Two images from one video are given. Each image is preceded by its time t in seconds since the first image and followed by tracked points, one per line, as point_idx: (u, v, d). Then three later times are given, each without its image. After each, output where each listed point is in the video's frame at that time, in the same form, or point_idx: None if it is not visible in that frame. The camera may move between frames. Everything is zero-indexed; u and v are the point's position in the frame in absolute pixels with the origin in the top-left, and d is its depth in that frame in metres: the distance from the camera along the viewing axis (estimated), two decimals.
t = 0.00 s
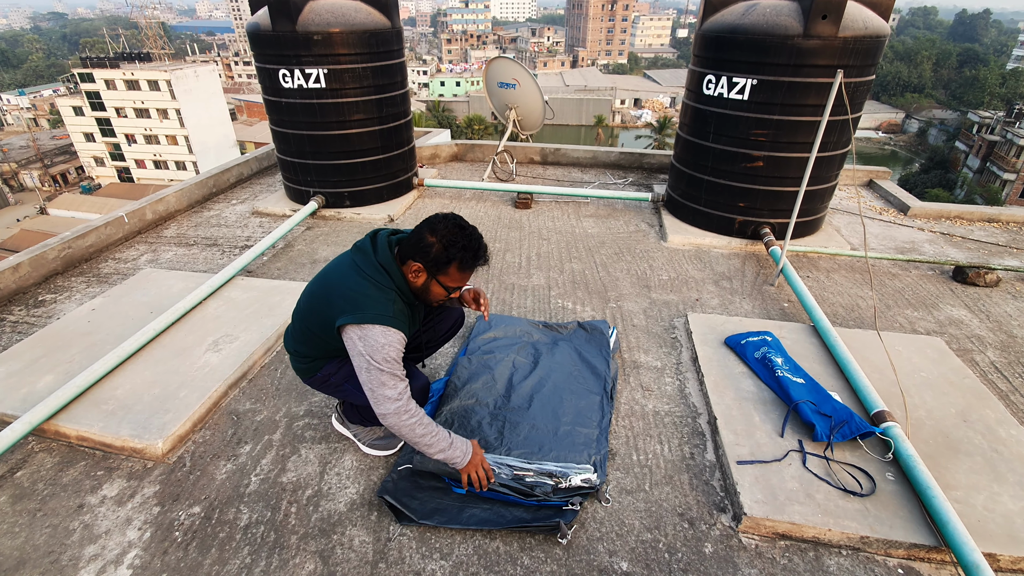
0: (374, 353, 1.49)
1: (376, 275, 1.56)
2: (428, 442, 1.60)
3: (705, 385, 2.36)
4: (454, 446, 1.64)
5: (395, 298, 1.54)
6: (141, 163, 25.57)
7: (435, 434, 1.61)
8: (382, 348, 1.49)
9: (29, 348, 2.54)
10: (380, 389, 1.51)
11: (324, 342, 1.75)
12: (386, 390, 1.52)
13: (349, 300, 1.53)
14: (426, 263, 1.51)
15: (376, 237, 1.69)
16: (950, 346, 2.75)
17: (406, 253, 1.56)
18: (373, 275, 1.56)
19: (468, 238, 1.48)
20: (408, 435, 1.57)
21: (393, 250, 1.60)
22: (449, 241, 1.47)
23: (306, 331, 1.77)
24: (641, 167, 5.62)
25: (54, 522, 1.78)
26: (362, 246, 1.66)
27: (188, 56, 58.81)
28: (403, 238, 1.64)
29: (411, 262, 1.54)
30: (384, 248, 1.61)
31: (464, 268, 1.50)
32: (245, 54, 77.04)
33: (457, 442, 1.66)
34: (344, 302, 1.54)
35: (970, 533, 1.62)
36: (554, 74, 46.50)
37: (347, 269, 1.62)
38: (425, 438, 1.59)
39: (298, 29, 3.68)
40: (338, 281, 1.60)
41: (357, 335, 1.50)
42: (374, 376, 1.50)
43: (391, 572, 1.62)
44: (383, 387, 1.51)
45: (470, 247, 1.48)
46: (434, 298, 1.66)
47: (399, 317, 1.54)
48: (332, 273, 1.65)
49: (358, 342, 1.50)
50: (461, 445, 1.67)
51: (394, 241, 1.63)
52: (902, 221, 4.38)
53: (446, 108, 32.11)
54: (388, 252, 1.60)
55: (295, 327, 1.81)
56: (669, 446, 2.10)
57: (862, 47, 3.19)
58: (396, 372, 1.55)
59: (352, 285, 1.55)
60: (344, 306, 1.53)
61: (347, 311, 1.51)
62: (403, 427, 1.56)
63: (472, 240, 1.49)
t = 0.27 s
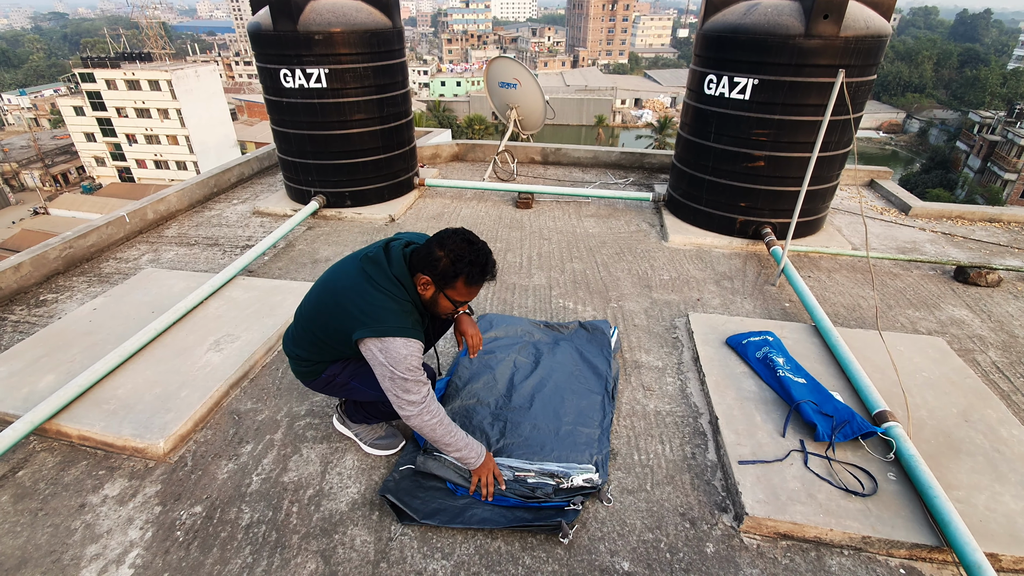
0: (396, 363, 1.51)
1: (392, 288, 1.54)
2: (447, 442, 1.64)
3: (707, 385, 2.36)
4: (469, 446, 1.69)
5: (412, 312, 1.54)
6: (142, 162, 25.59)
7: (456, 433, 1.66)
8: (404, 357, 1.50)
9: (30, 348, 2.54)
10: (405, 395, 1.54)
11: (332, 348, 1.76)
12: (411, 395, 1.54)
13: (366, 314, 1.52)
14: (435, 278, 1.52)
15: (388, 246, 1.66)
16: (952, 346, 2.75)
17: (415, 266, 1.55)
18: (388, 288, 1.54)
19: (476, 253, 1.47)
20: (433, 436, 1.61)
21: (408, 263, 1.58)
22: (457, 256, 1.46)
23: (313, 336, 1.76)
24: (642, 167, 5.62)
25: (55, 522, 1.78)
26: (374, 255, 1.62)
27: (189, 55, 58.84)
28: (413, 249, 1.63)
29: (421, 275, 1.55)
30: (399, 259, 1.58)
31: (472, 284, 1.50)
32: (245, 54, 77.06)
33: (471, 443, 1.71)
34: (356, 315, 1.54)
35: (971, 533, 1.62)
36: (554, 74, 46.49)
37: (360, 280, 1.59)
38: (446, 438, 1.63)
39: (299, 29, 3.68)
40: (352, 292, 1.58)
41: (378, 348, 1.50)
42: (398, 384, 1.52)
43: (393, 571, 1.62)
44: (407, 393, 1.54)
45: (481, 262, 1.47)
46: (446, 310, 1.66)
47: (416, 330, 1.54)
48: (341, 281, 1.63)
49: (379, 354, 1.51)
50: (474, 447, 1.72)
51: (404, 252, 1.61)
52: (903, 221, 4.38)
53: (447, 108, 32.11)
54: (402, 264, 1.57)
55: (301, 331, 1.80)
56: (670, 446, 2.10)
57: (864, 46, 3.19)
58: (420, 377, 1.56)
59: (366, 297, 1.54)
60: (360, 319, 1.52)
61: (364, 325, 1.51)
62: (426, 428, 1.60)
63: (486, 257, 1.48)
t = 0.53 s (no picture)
0: (397, 356, 1.50)
1: (394, 281, 1.54)
2: (441, 445, 1.61)
3: (707, 385, 2.35)
4: (464, 456, 1.65)
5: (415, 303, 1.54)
6: (142, 163, 25.60)
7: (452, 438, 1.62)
8: (407, 351, 1.49)
9: (31, 347, 2.55)
10: (404, 390, 1.53)
11: (336, 346, 1.75)
12: (409, 391, 1.53)
13: (369, 307, 1.52)
14: (436, 266, 1.52)
15: (390, 241, 1.67)
16: (953, 346, 2.75)
17: (416, 257, 1.56)
18: (391, 281, 1.54)
19: (476, 239, 1.48)
20: (427, 436, 1.59)
21: (409, 254, 1.58)
22: (458, 242, 1.47)
23: (316, 334, 1.76)
24: (643, 167, 5.62)
25: (56, 521, 1.78)
26: (376, 250, 1.63)
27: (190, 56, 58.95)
28: (415, 242, 1.63)
29: (421, 265, 1.55)
30: (400, 252, 1.59)
31: (473, 270, 1.50)
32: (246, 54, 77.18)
33: (467, 453, 1.67)
34: (359, 309, 1.54)
35: (972, 532, 1.62)
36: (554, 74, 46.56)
37: (362, 275, 1.59)
38: (441, 440, 1.60)
39: (299, 29, 3.68)
40: (354, 287, 1.58)
41: (380, 341, 1.50)
42: (398, 378, 1.51)
43: (393, 571, 1.62)
44: (405, 388, 1.53)
45: (481, 247, 1.47)
46: (449, 301, 1.66)
47: (419, 323, 1.54)
48: (342, 278, 1.63)
49: (381, 347, 1.50)
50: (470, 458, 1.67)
51: (406, 245, 1.61)
52: (904, 221, 4.37)
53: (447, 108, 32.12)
54: (404, 257, 1.58)
55: (303, 330, 1.80)
56: (670, 446, 2.10)
57: (864, 46, 3.18)
58: (421, 374, 1.55)
59: (369, 291, 1.54)
60: (364, 313, 1.52)
61: (367, 319, 1.51)
62: (421, 426, 1.58)
63: (485, 242, 1.49)
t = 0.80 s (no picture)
0: (392, 357, 1.49)
1: (393, 280, 1.54)
2: (429, 451, 1.61)
3: (708, 385, 2.35)
4: (452, 467, 1.65)
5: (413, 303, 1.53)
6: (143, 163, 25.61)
7: (440, 445, 1.62)
8: (401, 353, 1.49)
9: (31, 347, 2.55)
10: (396, 391, 1.53)
11: (336, 344, 1.75)
12: (398, 393, 1.53)
13: (367, 306, 1.52)
14: (436, 265, 1.51)
15: (391, 241, 1.67)
16: (954, 347, 2.74)
17: (416, 256, 1.55)
18: (390, 280, 1.54)
19: (476, 237, 1.47)
20: (415, 438, 1.59)
21: (408, 253, 1.58)
22: (458, 240, 1.46)
23: (316, 332, 1.77)
24: (643, 167, 5.62)
25: (55, 522, 1.78)
26: (376, 249, 1.63)
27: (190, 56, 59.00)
28: (415, 241, 1.63)
29: (421, 264, 1.55)
30: (401, 251, 1.59)
31: (473, 270, 1.49)
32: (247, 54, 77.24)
33: (456, 464, 1.67)
34: (358, 309, 1.54)
35: (972, 533, 1.61)
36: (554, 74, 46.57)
37: (362, 273, 1.59)
38: (428, 445, 1.60)
39: (299, 29, 3.68)
40: (354, 285, 1.58)
41: (375, 340, 1.49)
42: (391, 378, 1.51)
43: (393, 572, 1.61)
44: (397, 389, 1.53)
45: (480, 246, 1.47)
46: (448, 301, 1.65)
47: (417, 323, 1.54)
48: (342, 277, 1.63)
49: (377, 346, 1.50)
50: (459, 470, 1.68)
51: (406, 245, 1.61)
52: (905, 221, 4.37)
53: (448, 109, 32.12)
54: (404, 256, 1.58)
55: (304, 327, 1.80)
56: (671, 446, 2.10)
57: (865, 46, 3.18)
58: (414, 376, 1.55)
59: (368, 290, 1.54)
60: (363, 312, 1.52)
61: (366, 318, 1.51)
62: (410, 428, 1.58)
63: (485, 241, 1.48)
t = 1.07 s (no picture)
0: (393, 362, 1.50)
1: (392, 286, 1.53)
2: (438, 448, 1.62)
3: (707, 386, 2.34)
4: (462, 456, 1.67)
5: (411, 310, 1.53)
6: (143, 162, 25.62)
7: (449, 441, 1.63)
8: (401, 357, 1.49)
9: (30, 348, 2.54)
10: (399, 394, 1.53)
11: (333, 345, 1.75)
12: (403, 396, 1.53)
13: (366, 311, 1.51)
14: (434, 273, 1.51)
15: (391, 245, 1.66)
16: (954, 347, 2.74)
17: (416, 263, 1.55)
18: (389, 285, 1.53)
19: (476, 249, 1.47)
20: (424, 439, 1.59)
21: (408, 260, 1.57)
22: (458, 251, 1.46)
23: (314, 332, 1.76)
24: (643, 167, 5.61)
25: (53, 523, 1.78)
26: (377, 253, 1.62)
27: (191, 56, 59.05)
28: (416, 247, 1.62)
29: (420, 272, 1.54)
30: (401, 257, 1.58)
31: (472, 281, 1.49)
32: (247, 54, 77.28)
33: (464, 452, 1.68)
34: (357, 312, 1.54)
35: (972, 535, 1.61)
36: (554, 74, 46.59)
37: (361, 277, 1.59)
38: (436, 444, 1.61)
39: (299, 29, 3.67)
40: (353, 289, 1.57)
41: (376, 345, 1.50)
42: (393, 383, 1.52)
43: (391, 573, 1.61)
44: (401, 392, 1.53)
45: (480, 258, 1.46)
46: (446, 309, 1.65)
47: (416, 330, 1.53)
48: (342, 279, 1.63)
49: (377, 352, 1.50)
50: (469, 458, 1.69)
51: (406, 250, 1.61)
52: (905, 221, 4.36)
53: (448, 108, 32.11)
54: (404, 261, 1.57)
55: (302, 326, 1.80)
56: (670, 448, 2.10)
57: (865, 46, 3.17)
58: (416, 378, 1.55)
59: (367, 295, 1.53)
60: (361, 316, 1.52)
61: (364, 322, 1.50)
62: (417, 430, 1.59)
63: (485, 254, 1.47)
